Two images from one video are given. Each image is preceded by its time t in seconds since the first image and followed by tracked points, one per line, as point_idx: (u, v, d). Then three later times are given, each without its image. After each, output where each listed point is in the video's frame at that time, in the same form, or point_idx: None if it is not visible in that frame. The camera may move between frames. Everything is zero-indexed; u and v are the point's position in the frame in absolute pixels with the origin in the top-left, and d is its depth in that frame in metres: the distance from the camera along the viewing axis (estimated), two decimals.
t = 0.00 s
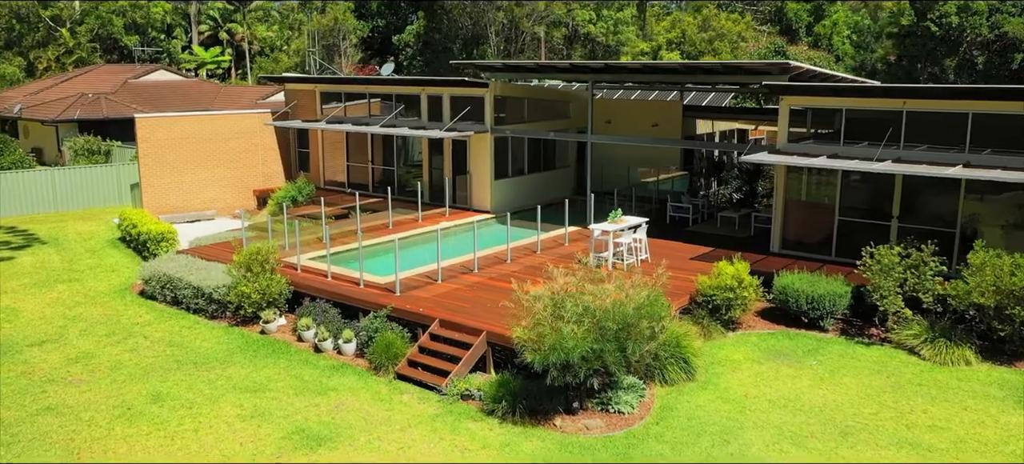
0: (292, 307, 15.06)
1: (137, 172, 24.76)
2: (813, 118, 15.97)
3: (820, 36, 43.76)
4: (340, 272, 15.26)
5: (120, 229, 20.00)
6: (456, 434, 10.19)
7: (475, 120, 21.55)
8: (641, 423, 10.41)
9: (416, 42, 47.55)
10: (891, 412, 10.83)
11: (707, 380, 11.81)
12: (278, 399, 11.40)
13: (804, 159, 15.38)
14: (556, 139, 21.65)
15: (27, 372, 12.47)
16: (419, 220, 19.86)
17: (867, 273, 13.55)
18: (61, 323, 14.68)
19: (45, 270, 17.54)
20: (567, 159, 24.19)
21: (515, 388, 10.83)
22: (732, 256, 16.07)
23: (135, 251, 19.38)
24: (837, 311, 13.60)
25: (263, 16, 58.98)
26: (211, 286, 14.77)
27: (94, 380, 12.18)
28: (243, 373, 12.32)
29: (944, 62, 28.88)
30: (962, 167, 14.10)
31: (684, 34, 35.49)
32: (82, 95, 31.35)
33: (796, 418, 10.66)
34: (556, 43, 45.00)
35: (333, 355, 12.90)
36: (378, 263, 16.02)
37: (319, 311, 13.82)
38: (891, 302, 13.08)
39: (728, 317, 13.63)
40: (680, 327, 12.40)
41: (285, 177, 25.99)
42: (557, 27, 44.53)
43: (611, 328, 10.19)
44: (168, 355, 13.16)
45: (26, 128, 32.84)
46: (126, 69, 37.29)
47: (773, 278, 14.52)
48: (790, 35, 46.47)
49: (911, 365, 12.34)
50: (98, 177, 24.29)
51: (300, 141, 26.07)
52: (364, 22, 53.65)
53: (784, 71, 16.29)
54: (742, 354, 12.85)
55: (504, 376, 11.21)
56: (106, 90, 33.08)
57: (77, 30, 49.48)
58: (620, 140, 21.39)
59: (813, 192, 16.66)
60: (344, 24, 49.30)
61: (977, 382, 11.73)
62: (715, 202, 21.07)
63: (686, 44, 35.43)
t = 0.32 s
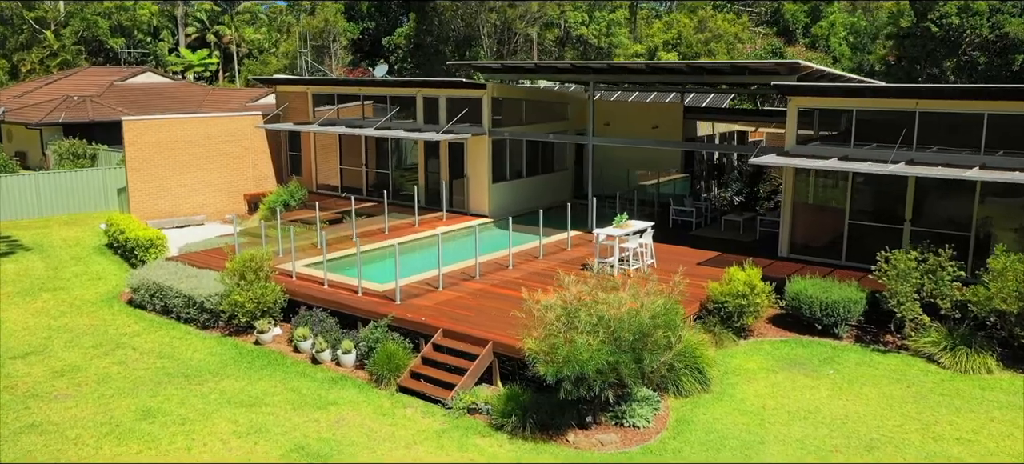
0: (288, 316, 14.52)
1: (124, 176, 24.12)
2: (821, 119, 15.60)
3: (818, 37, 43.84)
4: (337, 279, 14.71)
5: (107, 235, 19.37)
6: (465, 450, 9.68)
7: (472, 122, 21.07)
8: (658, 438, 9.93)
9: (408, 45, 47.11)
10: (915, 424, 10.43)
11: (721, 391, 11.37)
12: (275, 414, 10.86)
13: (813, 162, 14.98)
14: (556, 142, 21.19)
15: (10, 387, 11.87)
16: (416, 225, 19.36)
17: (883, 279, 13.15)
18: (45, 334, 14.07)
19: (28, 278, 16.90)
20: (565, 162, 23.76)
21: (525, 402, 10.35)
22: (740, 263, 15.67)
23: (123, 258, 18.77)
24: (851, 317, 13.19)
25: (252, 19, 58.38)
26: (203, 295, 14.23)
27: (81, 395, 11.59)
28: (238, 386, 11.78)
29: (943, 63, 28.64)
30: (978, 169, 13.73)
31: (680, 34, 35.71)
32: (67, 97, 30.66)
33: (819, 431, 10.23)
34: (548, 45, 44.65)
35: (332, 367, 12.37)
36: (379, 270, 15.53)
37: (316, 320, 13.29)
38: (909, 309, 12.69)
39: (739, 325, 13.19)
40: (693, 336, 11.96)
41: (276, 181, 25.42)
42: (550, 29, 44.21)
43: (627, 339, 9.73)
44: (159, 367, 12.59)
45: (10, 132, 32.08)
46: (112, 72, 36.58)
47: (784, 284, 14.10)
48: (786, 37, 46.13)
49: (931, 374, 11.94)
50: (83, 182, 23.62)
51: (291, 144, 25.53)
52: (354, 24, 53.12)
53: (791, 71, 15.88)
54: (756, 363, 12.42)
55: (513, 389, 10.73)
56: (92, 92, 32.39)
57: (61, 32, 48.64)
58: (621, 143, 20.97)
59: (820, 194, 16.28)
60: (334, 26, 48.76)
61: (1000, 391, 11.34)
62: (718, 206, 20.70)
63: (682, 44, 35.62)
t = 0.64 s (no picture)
0: (284, 326, 13.99)
1: (111, 180, 23.50)
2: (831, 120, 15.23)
3: (816, 38, 42.52)
4: (334, 287, 14.15)
5: (93, 241, 18.76)
6: None
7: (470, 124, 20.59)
8: (676, 452, 9.40)
9: (399, 46, 46.53)
10: (943, 436, 10.02)
11: (739, 402, 10.92)
12: (273, 430, 10.33)
13: (825, 164, 14.60)
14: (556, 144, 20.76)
15: None
16: (413, 230, 18.85)
17: (900, 284, 12.78)
18: (29, 345, 13.47)
19: (12, 287, 16.28)
20: (564, 163, 23.35)
21: (538, 415, 9.88)
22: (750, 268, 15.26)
23: (111, 264, 18.17)
24: (868, 324, 12.80)
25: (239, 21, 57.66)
26: (195, 304, 13.66)
27: (67, 410, 11.02)
28: (233, 400, 11.24)
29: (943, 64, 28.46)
30: (996, 170, 13.39)
31: (676, 35, 35.44)
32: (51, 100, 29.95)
33: (844, 444, 9.78)
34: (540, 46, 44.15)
35: (331, 379, 11.87)
36: (380, 275, 15.05)
37: (314, 330, 12.78)
38: (928, 314, 12.30)
39: (753, 332, 12.76)
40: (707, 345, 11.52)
41: (267, 185, 24.85)
42: (542, 30, 43.77)
43: (645, 350, 9.29)
44: (149, 380, 12.03)
45: None
46: (98, 74, 35.85)
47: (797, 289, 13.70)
48: (783, 38, 45.60)
49: (953, 382, 11.54)
50: (69, 186, 22.96)
51: (283, 147, 24.97)
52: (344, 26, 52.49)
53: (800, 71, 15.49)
54: (773, 372, 11.98)
55: (523, 402, 10.25)
56: (78, 95, 31.70)
57: (45, 34, 47.75)
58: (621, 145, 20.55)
59: (829, 197, 15.91)
60: (324, 27, 48.19)
61: None
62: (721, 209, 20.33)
63: (678, 44, 35.34)
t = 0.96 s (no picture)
0: (280, 336, 13.48)
1: (97, 184, 22.87)
2: (841, 120, 14.86)
3: (811, 40, 42.47)
4: (332, 296, 13.62)
5: (79, 247, 18.16)
6: None
7: (467, 126, 20.12)
8: None
9: (389, 48, 46.09)
10: (972, 448, 9.63)
11: (757, 413, 10.50)
12: (272, 447, 9.81)
13: (836, 166, 14.23)
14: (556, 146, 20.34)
15: None
16: (410, 235, 18.36)
17: (917, 289, 12.43)
18: (12, 358, 12.87)
19: None
20: (562, 166, 22.94)
21: (551, 431, 9.42)
22: (759, 274, 14.87)
23: (97, 271, 17.57)
24: (884, 330, 12.41)
25: (227, 23, 56.98)
26: (187, 314, 13.13)
27: (53, 428, 10.45)
28: (229, 415, 10.70)
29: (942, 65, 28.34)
30: (1013, 171, 13.07)
31: (671, 37, 35.17)
32: (35, 103, 29.22)
33: (870, 458, 9.36)
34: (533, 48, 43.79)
35: (331, 391, 11.38)
36: (379, 283, 14.55)
37: (312, 340, 12.28)
38: (949, 320, 11.96)
39: (767, 340, 12.37)
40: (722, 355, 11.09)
41: (257, 189, 24.27)
42: (534, 32, 43.44)
43: (665, 362, 8.84)
44: (139, 394, 11.47)
45: None
46: (83, 76, 35.12)
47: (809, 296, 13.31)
48: (780, 39, 45.38)
49: (976, 391, 11.17)
50: (53, 190, 22.31)
51: (273, 151, 24.42)
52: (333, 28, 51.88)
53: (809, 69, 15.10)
54: (789, 381, 11.57)
55: (534, 416, 9.79)
56: (62, 97, 31.00)
57: (27, 36, 46.90)
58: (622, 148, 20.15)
59: (837, 199, 15.55)
60: (313, 29, 47.74)
61: None
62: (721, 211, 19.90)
63: (674, 46, 35.09)
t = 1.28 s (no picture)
0: (276, 346, 12.97)
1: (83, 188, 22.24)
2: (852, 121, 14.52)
3: (807, 40, 42.67)
4: (331, 303, 13.13)
5: (64, 253, 17.55)
6: None
7: (465, 128, 19.66)
8: None
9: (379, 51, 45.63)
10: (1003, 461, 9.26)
11: (777, 424, 10.09)
12: None
13: (847, 168, 13.88)
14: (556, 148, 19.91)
15: None
16: (407, 239, 17.87)
17: (935, 294, 12.07)
18: None
19: None
20: (561, 170, 22.54)
21: (566, 446, 8.96)
22: (768, 279, 14.49)
23: (83, 279, 16.98)
24: (902, 337, 12.04)
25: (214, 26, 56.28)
26: (178, 323, 12.59)
27: (38, 445, 9.90)
28: (224, 430, 10.19)
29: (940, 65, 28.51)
30: None
31: (666, 38, 34.93)
32: (17, 106, 28.51)
33: None
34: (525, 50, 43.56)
35: (331, 404, 10.90)
36: (379, 290, 14.06)
37: (310, 350, 11.77)
38: (970, 326, 11.60)
39: (781, 347, 12.00)
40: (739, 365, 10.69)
41: (248, 192, 23.71)
42: (526, 33, 43.19)
43: (688, 374, 8.44)
44: (129, 409, 10.92)
45: None
46: (67, 78, 34.39)
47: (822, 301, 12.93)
48: (775, 40, 45.47)
49: (1000, 399, 10.82)
50: (37, 195, 21.66)
51: (264, 154, 23.86)
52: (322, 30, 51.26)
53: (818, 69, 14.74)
54: (807, 390, 11.17)
55: (548, 431, 9.34)
56: (46, 100, 30.29)
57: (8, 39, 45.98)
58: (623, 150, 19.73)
59: (845, 202, 15.19)
60: (302, 31, 47.21)
61: None
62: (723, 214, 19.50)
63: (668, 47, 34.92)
